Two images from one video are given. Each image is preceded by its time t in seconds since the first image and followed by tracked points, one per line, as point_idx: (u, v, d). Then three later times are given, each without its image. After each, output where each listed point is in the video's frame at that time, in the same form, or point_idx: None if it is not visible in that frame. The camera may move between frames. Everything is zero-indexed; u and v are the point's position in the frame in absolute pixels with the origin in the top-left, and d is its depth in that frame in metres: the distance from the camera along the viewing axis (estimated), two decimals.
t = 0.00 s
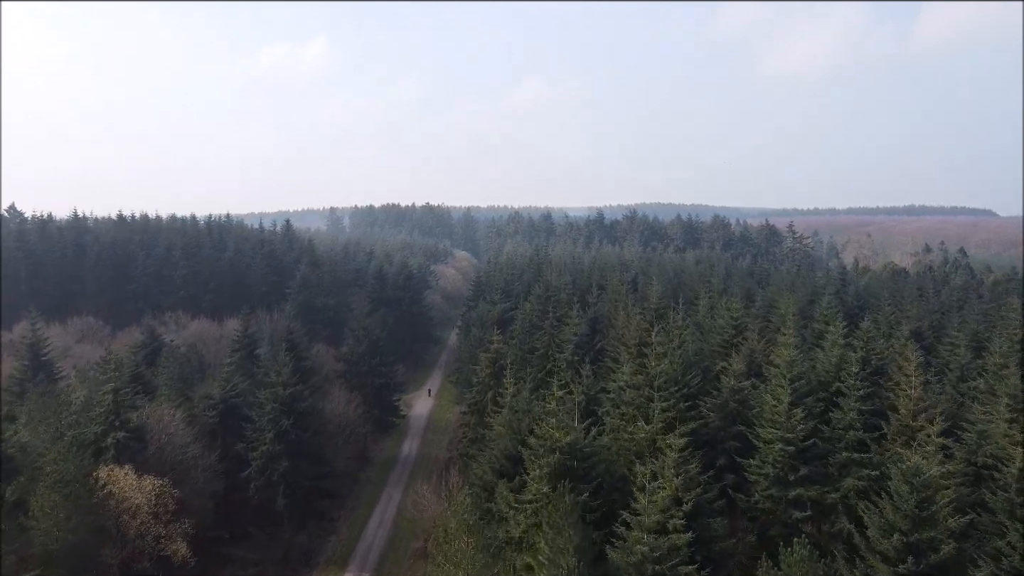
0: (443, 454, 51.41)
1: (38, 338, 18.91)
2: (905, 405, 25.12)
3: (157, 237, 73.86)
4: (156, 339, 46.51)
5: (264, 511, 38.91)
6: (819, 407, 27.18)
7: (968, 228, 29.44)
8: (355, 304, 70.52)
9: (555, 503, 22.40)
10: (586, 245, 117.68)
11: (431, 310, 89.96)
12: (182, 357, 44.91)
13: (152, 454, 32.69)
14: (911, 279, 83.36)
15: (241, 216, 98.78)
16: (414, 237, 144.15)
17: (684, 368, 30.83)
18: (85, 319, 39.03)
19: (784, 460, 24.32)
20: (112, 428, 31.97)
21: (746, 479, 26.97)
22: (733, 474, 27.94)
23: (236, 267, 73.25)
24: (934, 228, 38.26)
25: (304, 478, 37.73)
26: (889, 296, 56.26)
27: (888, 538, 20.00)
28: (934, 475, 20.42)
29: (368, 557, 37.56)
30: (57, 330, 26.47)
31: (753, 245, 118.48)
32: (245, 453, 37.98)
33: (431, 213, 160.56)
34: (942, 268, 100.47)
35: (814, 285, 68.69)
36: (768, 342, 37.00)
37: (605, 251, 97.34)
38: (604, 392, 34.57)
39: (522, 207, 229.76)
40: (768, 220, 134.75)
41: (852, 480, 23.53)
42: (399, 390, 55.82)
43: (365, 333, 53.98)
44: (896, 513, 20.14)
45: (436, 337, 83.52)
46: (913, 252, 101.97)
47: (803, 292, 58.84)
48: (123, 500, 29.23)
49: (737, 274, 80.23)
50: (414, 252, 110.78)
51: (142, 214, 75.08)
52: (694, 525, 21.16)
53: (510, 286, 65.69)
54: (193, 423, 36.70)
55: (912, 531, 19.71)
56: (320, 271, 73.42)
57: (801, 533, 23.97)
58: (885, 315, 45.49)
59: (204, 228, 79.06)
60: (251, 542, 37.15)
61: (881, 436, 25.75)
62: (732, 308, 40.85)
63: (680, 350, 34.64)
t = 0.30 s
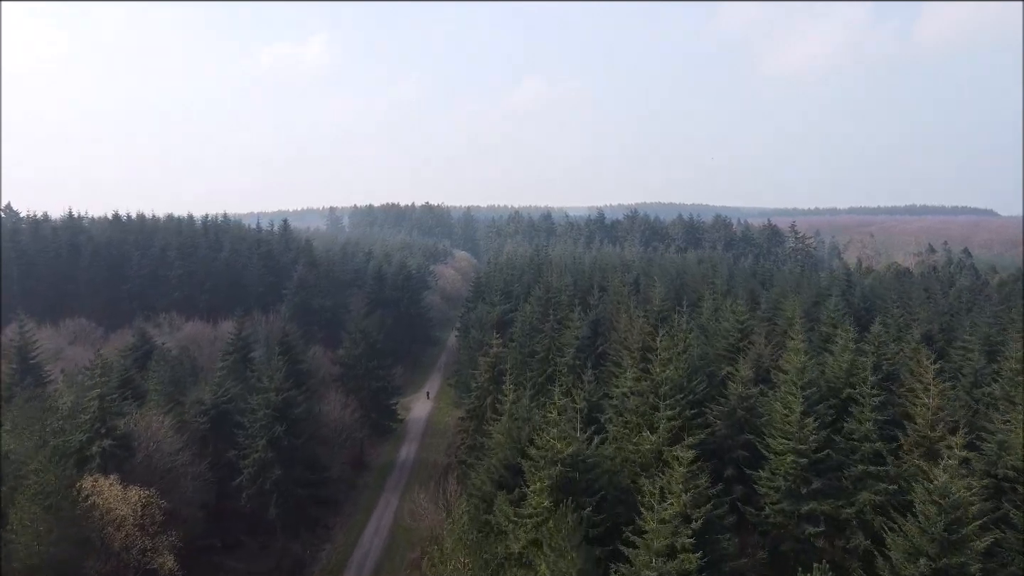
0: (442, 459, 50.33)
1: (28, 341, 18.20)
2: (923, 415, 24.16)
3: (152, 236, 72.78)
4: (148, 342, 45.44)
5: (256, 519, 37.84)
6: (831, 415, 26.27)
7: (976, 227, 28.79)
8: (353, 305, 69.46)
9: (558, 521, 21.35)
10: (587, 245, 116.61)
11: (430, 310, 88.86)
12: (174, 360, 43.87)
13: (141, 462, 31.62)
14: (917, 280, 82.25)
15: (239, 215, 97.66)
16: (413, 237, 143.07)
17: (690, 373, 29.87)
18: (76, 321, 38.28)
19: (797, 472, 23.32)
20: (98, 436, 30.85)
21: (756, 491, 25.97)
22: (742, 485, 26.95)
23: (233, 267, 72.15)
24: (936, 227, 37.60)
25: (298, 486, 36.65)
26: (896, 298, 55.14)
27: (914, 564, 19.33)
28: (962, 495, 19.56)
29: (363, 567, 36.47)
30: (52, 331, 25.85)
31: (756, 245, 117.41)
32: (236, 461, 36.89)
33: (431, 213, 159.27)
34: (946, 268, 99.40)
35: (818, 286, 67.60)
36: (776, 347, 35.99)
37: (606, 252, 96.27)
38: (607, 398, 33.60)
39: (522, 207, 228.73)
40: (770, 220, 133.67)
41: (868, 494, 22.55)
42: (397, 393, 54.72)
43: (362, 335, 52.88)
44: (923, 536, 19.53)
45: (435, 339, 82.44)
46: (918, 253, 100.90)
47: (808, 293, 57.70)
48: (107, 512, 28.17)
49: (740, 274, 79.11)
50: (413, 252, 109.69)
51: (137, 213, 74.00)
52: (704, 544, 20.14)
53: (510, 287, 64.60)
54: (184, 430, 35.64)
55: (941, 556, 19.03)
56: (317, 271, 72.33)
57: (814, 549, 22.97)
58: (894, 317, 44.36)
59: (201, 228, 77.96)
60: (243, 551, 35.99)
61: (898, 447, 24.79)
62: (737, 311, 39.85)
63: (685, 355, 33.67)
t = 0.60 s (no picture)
0: (440, 464, 49.21)
1: (11, 347, 17.28)
2: (944, 426, 23.20)
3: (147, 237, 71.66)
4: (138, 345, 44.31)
5: (249, 528, 36.73)
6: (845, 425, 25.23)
7: (973, 226, 27.80)
8: (351, 307, 68.35)
9: (562, 539, 20.28)
10: (588, 245, 115.58)
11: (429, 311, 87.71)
12: (166, 364, 42.81)
13: (127, 471, 30.56)
14: (922, 280, 81.30)
15: (235, 215, 96.53)
16: (412, 236, 141.95)
17: (697, 380, 28.80)
18: (65, 323, 37.27)
19: (810, 487, 22.25)
20: (83, 444, 29.92)
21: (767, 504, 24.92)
22: (751, 497, 25.92)
23: (228, 267, 71.02)
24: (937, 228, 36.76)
25: (291, 495, 35.48)
26: (904, 300, 54.01)
27: None
28: (998, 520, 19.11)
29: None
30: (37, 335, 24.85)
31: (758, 245, 116.38)
32: (227, 468, 35.75)
33: (431, 212, 158.01)
34: (951, 269, 98.25)
35: (823, 287, 66.54)
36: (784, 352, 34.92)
37: (607, 252, 95.18)
38: (611, 405, 32.52)
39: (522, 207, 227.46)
40: (773, 219, 132.68)
41: (887, 510, 21.55)
42: (394, 396, 53.60)
43: (359, 338, 51.73)
44: (955, 562, 19.22)
45: (434, 340, 81.31)
46: (921, 253, 100.07)
47: (815, 295, 56.57)
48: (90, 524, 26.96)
49: (743, 275, 78.02)
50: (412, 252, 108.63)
51: (131, 213, 72.90)
52: (714, 564, 19.09)
53: (510, 288, 63.49)
54: (174, 437, 34.56)
55: None
56: (314, 272, 71.19)
57: (829, 566, 21.93)
58: (904, 320, 43.21)
59: (196, 228, 76.82)
60: (235, 562, 34.94)
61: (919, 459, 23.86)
62: (744, 315, 38.77)
63: (692, 360, 32.57)
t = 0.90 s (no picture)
0: (438, 469, 48.15)
1: None
2: (967, 440, 22.73)
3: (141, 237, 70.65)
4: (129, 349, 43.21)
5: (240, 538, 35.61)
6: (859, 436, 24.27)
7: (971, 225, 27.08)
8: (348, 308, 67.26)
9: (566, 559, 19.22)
10: (588, 245, 114.60)
11: (427, 312, 86.65)
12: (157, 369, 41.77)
13: (113, 481, 29.50)
14: (926, 281, 80.42)
15: (232, 215, 95.44)
16: (411, 236, 140.86)
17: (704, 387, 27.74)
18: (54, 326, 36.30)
19: (826, 502, 21.27)
20: (66, 454, 28.73)
21: (778, 518, 23.94)
22: (761, 510, 24.93)
23: (224, 268, 70.37)
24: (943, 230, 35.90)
25: (284, 504, 34.42)
26: (912, 302, 52.97)
27: None
28: None
29: None
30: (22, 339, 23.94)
31: (760, 245, 115.37)
32: (218, 477, 34.56)
33: (430, 212, 156.92)
34: (955, 270, 97.32)
35: (828, 288, 65.54)
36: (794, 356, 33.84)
37: (608, 252, 94.27)
38: (614, 412, 31.50)
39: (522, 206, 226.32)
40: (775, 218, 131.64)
41: (908, 527, 20.70)
42: (391, 400, 52.54)
43: (355, 340, 50.69)
44: None
45: (433, 341, 80.25)
46: (925, 253, 99.20)
47: (820, 297, 55.54)
48: (72, 538, 25.75)
49: (746, 275, 77.03)
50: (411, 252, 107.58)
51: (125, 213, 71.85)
52: None
53: (510, 290, 62.49)
54: (162, 445, 33.39)
55: None
56: (311, 272, 70.15)
57: None
58: (914, 324, 42.16)
59: (191, 228, 75.76)
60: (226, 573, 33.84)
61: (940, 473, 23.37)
62: (750, 318, 37.73)
63: (698, 365, 31.52)
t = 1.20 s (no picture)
0: (436, 476, 47.07)
1: None
2: (993, 452, 21.95)
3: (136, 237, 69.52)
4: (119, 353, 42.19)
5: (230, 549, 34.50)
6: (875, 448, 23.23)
7: (975, 226, 26.41)
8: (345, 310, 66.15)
9: None
10: (590, 245, 113.56)
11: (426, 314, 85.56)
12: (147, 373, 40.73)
13: (97, 492, 28.34)
14: (932, 282, 79.42)
15: (229, 215, 94.36)
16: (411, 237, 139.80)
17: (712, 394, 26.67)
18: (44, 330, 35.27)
19: (844, 520, 20.34)
20: (48, 464, 27.32)
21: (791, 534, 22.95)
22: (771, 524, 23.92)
23: (220, 269, 69.11)
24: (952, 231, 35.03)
25: (276, 515, 33.32)
26: (921, 304, 51.83)
27: None
28: None
29: None
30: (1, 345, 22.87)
31: (763, 245, 114.33)
32: (207, 486, 33.37)
33: (430, 212, 155.85)
34: (961, 271, 96.25)
35: (833, 289, 64.46)
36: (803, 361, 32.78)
37: (610, 252, 93.19)
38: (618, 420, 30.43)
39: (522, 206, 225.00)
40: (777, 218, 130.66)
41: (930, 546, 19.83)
42: (389, 404, 51.45)
43: (352, 344, 49.60)
44: None
45: (432, 343, 79.17)
46: (929, 253, 98.28)
47: (827, 298, 54.44)
48: (53, 554, 24.55)
49: (750, 276, 75.99)
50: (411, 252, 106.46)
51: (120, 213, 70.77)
52: None
53: (510, 291, 61.42)
54: (150, 453, 32.45)
55: None
56: (308, 273, 69.07)
57: None
58: (925, 327, 41.08)
59: (187, 228, 74.68)
60: None
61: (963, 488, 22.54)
62: (757, 321, 36.65)
63: (703, 371, 30.41)
